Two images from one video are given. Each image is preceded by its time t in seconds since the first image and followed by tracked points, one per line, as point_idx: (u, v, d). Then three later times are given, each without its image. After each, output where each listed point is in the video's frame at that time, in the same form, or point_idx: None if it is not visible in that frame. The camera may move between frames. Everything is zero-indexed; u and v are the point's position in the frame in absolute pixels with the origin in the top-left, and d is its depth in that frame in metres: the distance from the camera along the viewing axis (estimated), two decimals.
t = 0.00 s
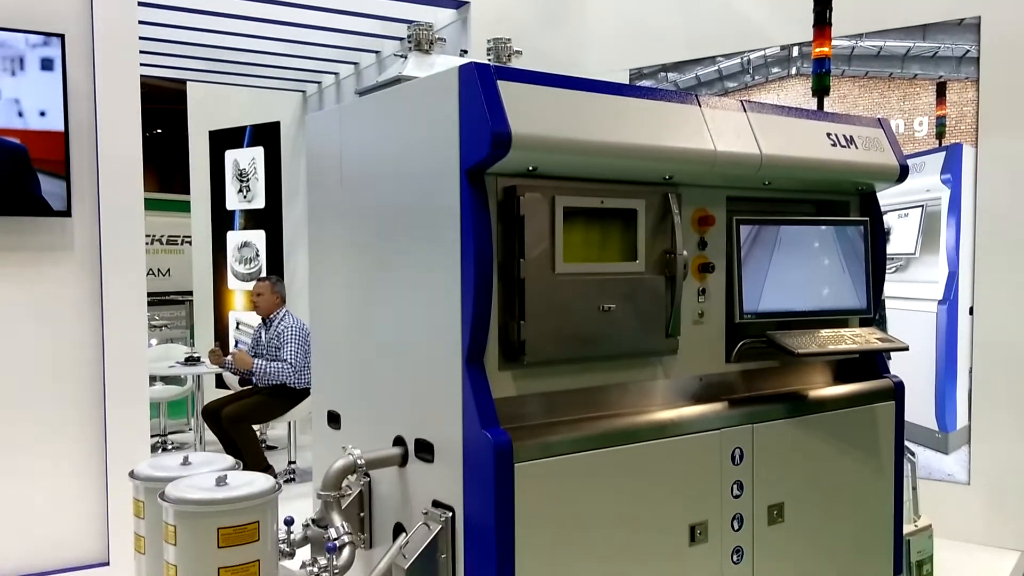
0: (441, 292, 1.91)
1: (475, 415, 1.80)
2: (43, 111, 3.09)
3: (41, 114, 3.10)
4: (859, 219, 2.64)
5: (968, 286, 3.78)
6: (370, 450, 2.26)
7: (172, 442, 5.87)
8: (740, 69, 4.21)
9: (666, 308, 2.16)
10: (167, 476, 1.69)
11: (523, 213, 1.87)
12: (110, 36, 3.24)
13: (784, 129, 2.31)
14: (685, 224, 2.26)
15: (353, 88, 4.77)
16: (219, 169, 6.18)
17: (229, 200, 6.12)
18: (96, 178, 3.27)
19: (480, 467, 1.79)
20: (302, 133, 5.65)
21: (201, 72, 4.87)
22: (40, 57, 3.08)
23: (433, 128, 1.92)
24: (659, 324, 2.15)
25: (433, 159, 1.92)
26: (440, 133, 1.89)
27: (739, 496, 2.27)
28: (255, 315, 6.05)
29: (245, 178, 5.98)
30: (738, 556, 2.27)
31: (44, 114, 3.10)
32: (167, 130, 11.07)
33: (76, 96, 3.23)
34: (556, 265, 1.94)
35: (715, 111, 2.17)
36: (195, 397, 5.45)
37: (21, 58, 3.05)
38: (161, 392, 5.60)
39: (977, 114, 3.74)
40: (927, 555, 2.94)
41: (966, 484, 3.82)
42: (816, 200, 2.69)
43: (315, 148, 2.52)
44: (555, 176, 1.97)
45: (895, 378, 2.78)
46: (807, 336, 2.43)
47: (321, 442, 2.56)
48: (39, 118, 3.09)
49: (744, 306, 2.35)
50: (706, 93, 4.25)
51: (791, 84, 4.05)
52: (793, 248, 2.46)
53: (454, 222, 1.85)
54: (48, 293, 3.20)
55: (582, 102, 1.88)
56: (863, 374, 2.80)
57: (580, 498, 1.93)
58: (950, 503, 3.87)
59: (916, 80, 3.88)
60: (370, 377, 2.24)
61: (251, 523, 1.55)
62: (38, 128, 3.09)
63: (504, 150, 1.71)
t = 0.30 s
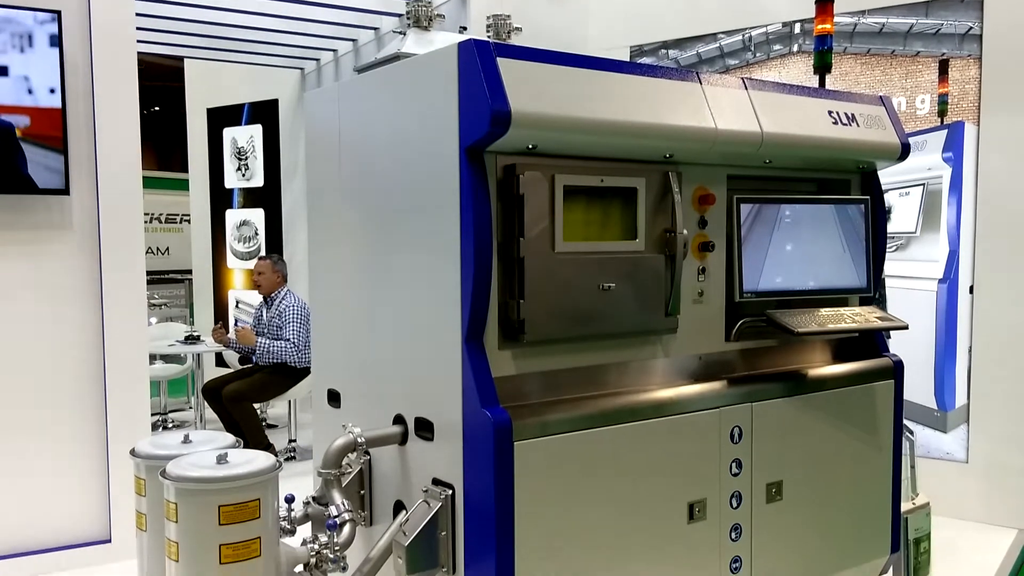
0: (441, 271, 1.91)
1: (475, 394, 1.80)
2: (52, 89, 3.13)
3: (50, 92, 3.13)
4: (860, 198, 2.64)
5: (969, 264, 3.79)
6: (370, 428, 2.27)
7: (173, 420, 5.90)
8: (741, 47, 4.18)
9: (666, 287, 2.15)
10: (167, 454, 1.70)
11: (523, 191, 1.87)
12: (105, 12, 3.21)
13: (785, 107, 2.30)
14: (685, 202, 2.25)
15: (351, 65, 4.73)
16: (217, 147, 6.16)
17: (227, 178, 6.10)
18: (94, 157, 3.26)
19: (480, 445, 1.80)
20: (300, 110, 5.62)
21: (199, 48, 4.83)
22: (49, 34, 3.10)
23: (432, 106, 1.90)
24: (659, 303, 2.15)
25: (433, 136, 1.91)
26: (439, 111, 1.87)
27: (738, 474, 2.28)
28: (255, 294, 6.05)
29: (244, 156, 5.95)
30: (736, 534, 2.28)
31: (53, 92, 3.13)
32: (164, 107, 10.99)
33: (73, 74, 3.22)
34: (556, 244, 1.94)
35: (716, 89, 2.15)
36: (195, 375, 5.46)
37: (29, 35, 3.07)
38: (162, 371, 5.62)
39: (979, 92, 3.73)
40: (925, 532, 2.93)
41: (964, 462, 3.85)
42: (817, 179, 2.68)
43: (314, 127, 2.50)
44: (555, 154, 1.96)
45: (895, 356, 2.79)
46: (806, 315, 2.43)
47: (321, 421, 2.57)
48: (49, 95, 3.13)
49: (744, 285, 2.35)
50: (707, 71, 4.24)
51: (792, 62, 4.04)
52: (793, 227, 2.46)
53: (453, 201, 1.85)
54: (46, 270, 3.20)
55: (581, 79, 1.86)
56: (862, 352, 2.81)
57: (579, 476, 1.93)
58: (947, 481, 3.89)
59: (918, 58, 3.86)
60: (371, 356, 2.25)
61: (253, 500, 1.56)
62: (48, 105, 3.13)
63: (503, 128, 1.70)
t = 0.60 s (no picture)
0: (440, 249, 1.91)
1: (475, 372, 1.81)
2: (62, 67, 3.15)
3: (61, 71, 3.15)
4: (861, 175, 2.63)
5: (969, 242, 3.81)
6: (371, 406, 2.27)
7: (175, 398, 5.92)
8: (742, 23, 4.14)
9: (666, 265, 2.15)
10: (169, 432, 1.71)
11: (523, 169, 1.86)
12: None
13: (787, 85, 2.28)
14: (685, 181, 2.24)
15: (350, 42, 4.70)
16: (216, 125, 6.12)
17: (225, 157, 6.07)
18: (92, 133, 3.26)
19: (480, 424, 1.81)
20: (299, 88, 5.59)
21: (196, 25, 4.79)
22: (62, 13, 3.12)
23: (432, 83, 1.89)
24: (658, 282, 2.15)
25: (433, 114, 1.90)
26: (439, 88, 1.86)
27: (737, 452, 2.29)
28: (255, 273, 6.04)
29: (242, 133, 5.93)
30: (734, 511, 2.30)
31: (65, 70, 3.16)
32: (162, 84, 10.92)
33: (71, 51, 3.22)
34: (556, 222, 1.93)
35: (717, 66, 2.14)
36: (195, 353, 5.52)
37: (42, 16, 3.08)
38: (163, 349, 5.65)
39: (981, 69, 3.72)
40: (922, 509, 2.92)
41: (962, 440, 3.87)
42: (818, 157, 2.67)
43: (313, 103, 2.48)
44: (556, 132, 1.95)
45: (894, 334, 2.79)
46: (806, 294, 2.43)
47: (321, 400, 2.58)
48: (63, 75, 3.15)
49: (744, 263, 2.35)
50: (709, 48, 4.20)
51: (795, 36, 4.04)
52: (794, 205, 2.45)
53: (453, 179, 1.84)
54: (45, 248, 3.20)
55: (581, 56, 1.85)
56: (861, 331, 2.81)
57: (578, 455, 1.95)
58: (945, 458, 3.92)
59: (921, 35, 3.83)
60: (371, 334, 2.25)
61: (255, 477, 1.57)
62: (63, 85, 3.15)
63: (504, 105, 1.69)
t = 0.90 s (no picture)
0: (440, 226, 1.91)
1: (475, 349, 1.82)
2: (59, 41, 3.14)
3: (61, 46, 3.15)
4: (861, 152, 2.62)
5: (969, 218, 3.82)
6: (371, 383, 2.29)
7: (176, 375, 5.95)
8: None
9: (666, 242, 2.16)
10: (171, 408, 1.72)
11: (523, 146, 1.86)
12: None
13: (788, 60, 2.27)
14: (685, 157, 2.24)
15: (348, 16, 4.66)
16: (214, 100, 6.09)
17: (225, 133, 6.05)
18: (90, 110, 3.26)
19: (480, 400, 1.83)
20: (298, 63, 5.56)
21: None
22: None
23: (432, 59, 1.88)
24: (658, 259, 2.15)
25: (433, 90, 1.89)
26: (439, 64, 1.85)
27: (735, 427, 2.31)
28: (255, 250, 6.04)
29: (241, 109, 5.90)
30: (732, 486, 2.32)
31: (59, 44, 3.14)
32: (159, 59, 10.83)
33: (67, 27, 3.19)
34: (556, 199, 1.93)
35: (719, 42, 2.12)
36: (195, 330, 5.54)
37: None
38: (164, 325, 5.68)
39: (984, 43, 3.70)
40: (919, 484, 2.94)
41: (959, 416, 3.90)
42: (818, 133, 2.66)
43: (312, 79, 2.47)
44: (557, 108, 1.95)
45: (892, 311, 2.80)
46: (805, 271, 2.44)
47: (322, 376, 2.59)
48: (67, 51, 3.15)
49: (743, 240, 2.35)
50: (711, 23, 4.17)
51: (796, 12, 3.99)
52: (794, 182, 2.45)
53: (453, 156, 1.84)
54: (44, 225, 3.20)
55: (582, 32, 1.84)
56: (859, 308, 2.82)
57: (578, 431, 1.96)
58: (942, 433, 3.95)
59: (923, 9, 3.82)
60: (371, 311, 2.26)
61: (257, 453, 1.58)
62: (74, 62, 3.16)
63: (503, 82, 1.68)
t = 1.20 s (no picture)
0: (440, 201, 1.91)
1: (475, 324, 1.83)
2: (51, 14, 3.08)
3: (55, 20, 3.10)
4: (862, 127, 2.61)
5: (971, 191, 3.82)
6: (371, 358, 2.30)
7: (177, 350, 5.97)
8: None
9: (666, 218, 2.16)
10: (172, 383, 1.72)
11: (523, 121, 1.85)
12: None
13: (790, 34, 2.25)
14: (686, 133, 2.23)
15: None
16: (213, 74, 6.04)
17: (224, 107, 6.00)
18: (89, 83, 3.24)
19: (480, 375, 1.84)
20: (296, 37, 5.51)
21: None
22: None
23: (432, 33, 1.86)
24: (658, 235, 2.15)
25: (433, 65, 1.87)
26: (439, 38, 1.84)
27: (734, 402, 2.33)
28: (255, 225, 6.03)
29: (240, 83, 5.85)
30: (731, 461, 2.34)
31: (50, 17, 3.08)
32: (158, 32, 10.73)
33: None
34: (556, 174, 1.93)
35: (720, 16, 2.10)
36: (196, 305, 5.55)
37: None
38: (164, 301, 5.68)
39: (987, 17, 3.68)
40: (916, 458, 2.98)
41: (957, 391, 3.92)
42: (820, 108, 2.65)
43: (311, 53, 2.45)
44: (556, 83, 1.94)
45: (892, 287, 2.81)
46: (805, 247, 2.43)
47: (322, 352, 2.59)
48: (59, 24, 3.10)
49: (743, 216, 2.35)
50: None
51: None
52: (794, 157, 2.44)
53: (452, 130, 1.83)
54: (43, 200, 3.19)
55: (582, 5, 1.82)
56: (859, 284, 2.83)
57: (578, 406, 1.98)
58: (939, 408, 3.98)
59: None
60: (371, 286, 2.26)
61: (257, 428, 1.59)
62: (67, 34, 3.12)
63: (503, 56, 1.67)
